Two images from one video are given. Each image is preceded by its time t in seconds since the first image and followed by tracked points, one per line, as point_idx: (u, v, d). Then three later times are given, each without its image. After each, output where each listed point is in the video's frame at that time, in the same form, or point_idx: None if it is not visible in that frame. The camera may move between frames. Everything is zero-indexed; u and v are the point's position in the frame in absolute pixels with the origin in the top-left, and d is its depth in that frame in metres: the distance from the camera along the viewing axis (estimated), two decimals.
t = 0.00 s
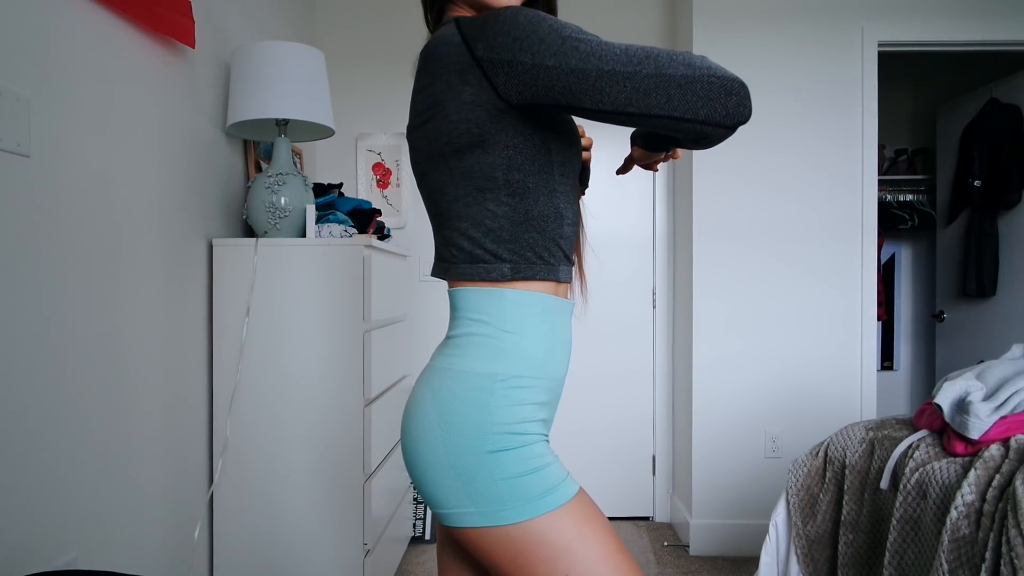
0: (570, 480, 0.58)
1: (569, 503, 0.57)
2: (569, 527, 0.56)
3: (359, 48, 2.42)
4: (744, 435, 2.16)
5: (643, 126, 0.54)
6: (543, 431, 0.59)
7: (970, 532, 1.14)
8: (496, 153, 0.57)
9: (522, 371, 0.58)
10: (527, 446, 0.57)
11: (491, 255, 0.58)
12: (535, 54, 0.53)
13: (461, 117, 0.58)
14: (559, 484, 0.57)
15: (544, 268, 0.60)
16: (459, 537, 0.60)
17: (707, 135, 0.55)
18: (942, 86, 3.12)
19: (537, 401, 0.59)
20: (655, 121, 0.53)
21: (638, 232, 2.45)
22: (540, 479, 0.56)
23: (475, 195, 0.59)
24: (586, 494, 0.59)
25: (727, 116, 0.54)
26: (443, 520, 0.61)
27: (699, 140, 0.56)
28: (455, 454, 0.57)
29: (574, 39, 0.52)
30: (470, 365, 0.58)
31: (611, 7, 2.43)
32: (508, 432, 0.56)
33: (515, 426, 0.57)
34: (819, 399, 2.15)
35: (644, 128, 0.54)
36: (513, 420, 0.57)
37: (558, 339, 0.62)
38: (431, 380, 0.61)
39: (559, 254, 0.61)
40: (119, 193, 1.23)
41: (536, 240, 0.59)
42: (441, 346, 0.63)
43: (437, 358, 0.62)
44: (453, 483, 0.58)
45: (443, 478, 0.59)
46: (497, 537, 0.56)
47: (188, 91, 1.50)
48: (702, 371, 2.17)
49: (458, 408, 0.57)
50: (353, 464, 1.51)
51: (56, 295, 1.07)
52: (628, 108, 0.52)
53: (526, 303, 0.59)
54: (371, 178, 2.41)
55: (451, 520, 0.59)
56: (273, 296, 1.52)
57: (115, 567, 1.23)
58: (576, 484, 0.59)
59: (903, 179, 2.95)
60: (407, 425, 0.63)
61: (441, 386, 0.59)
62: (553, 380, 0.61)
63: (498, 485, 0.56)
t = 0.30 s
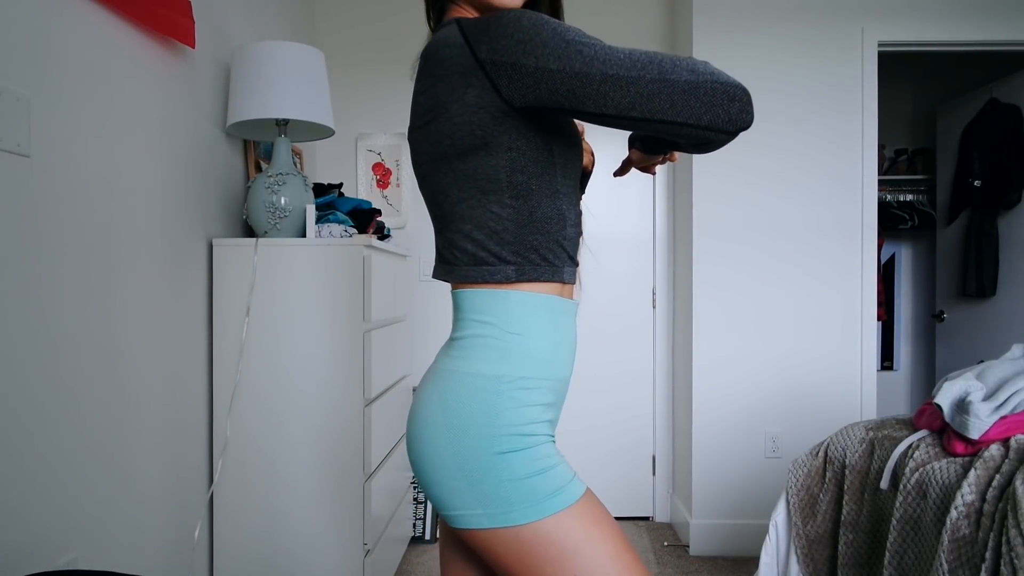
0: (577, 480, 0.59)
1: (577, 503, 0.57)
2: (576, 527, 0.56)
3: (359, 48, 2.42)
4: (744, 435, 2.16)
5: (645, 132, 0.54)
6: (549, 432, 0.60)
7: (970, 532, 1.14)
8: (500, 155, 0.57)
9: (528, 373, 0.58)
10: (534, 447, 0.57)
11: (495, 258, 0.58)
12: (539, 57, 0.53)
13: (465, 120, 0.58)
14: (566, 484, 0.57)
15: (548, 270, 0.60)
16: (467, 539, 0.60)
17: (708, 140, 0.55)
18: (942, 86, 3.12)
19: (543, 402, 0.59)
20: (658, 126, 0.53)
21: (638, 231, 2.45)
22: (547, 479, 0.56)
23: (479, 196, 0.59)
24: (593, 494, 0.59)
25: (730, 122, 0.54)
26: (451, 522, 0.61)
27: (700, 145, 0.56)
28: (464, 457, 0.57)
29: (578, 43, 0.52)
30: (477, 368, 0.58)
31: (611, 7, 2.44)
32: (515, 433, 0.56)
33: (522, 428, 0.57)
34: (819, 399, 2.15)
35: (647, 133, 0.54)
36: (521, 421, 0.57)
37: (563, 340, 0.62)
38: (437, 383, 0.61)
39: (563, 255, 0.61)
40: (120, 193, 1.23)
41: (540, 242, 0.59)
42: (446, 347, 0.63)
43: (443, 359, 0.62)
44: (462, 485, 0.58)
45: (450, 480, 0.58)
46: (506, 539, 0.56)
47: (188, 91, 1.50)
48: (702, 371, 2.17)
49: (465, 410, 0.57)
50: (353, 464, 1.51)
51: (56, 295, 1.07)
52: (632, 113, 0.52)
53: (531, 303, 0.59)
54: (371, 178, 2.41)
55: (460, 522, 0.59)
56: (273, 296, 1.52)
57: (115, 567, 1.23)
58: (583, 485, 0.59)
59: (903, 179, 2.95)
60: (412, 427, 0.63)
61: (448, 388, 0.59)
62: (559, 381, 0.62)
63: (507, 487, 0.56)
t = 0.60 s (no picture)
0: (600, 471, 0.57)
1: (605, 492, 0.55)
2: (605, 516, 0.55)
3: (359, 48, 2.42)
4: (744, 435, 2.16)
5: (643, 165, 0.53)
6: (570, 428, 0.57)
7: (970, 532, 1.14)
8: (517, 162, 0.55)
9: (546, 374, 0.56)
10: (558, 445, 0.55)
11: (512, 265, 0.56)
12: (550, 73, 0.50)
13: (479, 124, 0.55)
14: (592, 477, 0.55)
15: (563, 276, 0.58)
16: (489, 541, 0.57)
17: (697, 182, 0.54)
18: (942, 86, 3.12)
19: (562, 399, 0.57)
20: (654, 163, 0.52)
21: (638, 231, 2.45)
22: (574, 475, 0.54)
23: (492, 199, 0.56)
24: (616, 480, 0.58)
25: (721, 170, 0.53)
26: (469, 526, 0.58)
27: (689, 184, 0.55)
28: (484, 461, 0.54)
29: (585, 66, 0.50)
30: (494, 369, 0.55)
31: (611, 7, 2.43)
32: (540, 432, 0.54)
33: (547, 427, 0.54)
34: (819, 399, 2.15)
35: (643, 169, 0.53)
36: (544, 420, 0.54)
37: (576, 340, 0.60)
38: (450, 386, 0.57)
39: (577, 261, 0.59)
40: (119, 193, 1.23)
41: (555, 248, 0.56)
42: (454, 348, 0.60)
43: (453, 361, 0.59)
44: (483, 492, 0.54)
45: (470, 487, 0.55)
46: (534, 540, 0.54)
47: (188, 91, 1.50)
48: (702, 371, 2.17)
49: (483, 413, 0.54)
50: (353, 464, 1.51)
51: (57, 295, 1.07)
52: (632, 149, 0.50)
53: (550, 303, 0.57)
54: (371, 178, 2.41)
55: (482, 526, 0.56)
56: (273, 296, 1.52)
57: (115, 567, 1.23)
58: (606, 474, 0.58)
59: (903, 178, 2.95)
60: (424, 435, 0.59)
61: (463, 392, 0.56)
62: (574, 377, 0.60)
63: (530, 492, 0.53)
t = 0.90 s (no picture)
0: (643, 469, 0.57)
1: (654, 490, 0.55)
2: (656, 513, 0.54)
3: (359, 48, 2.42)
4: (744, 435, 2.16)
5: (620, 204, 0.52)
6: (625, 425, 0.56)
7: (970, 532, 1.14)
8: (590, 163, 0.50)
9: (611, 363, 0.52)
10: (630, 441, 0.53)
11: (589, 262, 0.51)
12: (625, 114, 0.47)
13: (566, 111, 0.48)
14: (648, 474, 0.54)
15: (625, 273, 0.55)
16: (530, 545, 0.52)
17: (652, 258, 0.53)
18: (942, 86, 3.12)
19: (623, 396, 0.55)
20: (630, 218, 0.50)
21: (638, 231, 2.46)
22: (642, 470, 0.53)
23: (569, 190, 0.50)
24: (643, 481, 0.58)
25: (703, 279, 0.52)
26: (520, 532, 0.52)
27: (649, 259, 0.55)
28: (554, 457, 0.49)
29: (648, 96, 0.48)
30: (559, 359, 0.50)
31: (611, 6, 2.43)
32: (622, 428, 0.51)
33: (625, 422, 0.52)
34: (819, 398, 2.15)
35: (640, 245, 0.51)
36: (623, 415, 0.52)
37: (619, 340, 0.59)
38: (504, 379, 0.52)
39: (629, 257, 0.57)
40: (119, 193, 1.23)
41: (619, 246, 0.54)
42: (496, 337, 0.54)
43: (501, 352, 0.53)
44: (550, 491, 0.49)
45: (550, 487, 0.50)
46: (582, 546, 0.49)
47: (188, 91, 1.50)
48: (702, 372, 2.17)
49: (551, 406, 0.50)
50: (353, 464, 1.51)
51: (57, 295, 1.07)
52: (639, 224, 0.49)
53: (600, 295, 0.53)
54: (371, 178, 2.41)
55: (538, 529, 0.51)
56: (273, 295, 1.52)
57: (114, 567, 1.23)
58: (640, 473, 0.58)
59: (903, 179, 2.95)
60: (485, 433, 0.52)
61: (525, 385, 0.51)
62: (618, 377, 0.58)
63: (613, 490, 0.50)
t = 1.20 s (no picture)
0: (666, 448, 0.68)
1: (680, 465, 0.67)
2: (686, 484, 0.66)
3: (359, 48, 2.42)
4: (744, 435, 2.16)
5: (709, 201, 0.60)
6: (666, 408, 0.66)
7: (971, 532, 1.14)
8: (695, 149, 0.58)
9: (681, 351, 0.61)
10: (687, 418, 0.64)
11: (667, 245, 0.60)
12: (742, 108, 0.56)
13: (690, 99, 0.55)
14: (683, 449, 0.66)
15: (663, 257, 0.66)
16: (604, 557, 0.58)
17: (733, 256, 0.61)
18: (942, 86, 3.12)
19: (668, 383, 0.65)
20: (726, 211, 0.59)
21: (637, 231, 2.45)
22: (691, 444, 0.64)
23: (670, 176, 0.58)
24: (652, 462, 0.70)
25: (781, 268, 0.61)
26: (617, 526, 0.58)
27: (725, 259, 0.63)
28: (661, 441, 0.57)
29: (749, 97, 0.57)
30: (654, 350, 0.58)
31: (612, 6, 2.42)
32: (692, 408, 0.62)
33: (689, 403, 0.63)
34: (819, 398, 2.15)
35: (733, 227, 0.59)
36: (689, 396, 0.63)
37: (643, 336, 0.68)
38: (608, 376, 0.57)
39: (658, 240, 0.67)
40: (120, 193, 1.23)
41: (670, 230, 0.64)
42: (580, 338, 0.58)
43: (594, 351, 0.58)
44: (661, 475, 0.57)
45: (666, 464, 0.57)
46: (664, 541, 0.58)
47: (188, 91, 1.50)
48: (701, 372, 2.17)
49: (657, 395, 0.57)
50: (354, 464, 1.51)
51: (57, 295, 1.07)
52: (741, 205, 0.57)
53: (656, 287, 0.60)
54: (371, 178, 2.41)
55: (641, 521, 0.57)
56: (273, 295, 1.52)
57: (115, 567, 1.23)
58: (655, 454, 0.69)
59: (903, 178, 2.95)
60: (607, 424, 0.57)
61: (632, 379, 0.57)
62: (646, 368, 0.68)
63: (695, 461, 0.60)
